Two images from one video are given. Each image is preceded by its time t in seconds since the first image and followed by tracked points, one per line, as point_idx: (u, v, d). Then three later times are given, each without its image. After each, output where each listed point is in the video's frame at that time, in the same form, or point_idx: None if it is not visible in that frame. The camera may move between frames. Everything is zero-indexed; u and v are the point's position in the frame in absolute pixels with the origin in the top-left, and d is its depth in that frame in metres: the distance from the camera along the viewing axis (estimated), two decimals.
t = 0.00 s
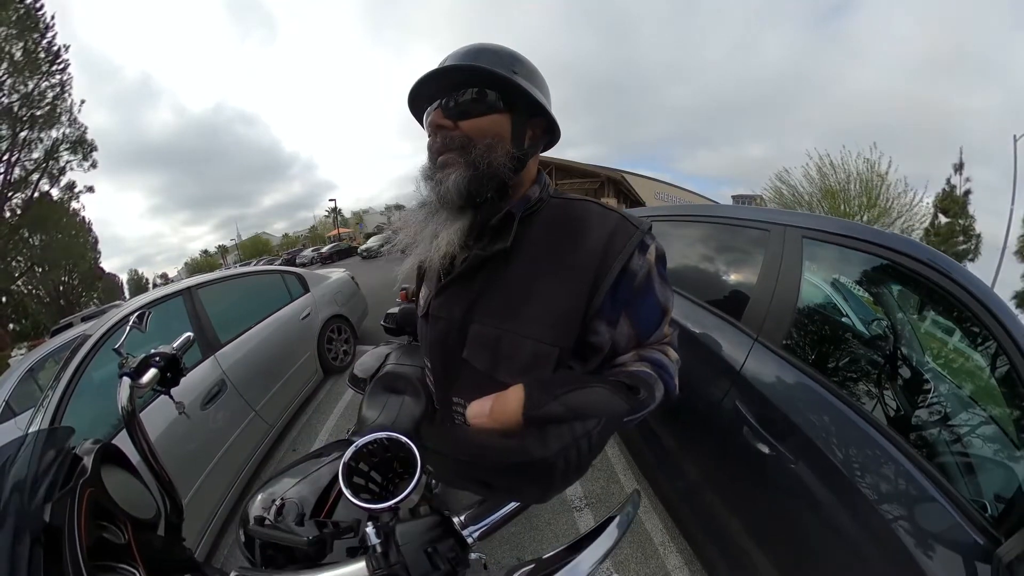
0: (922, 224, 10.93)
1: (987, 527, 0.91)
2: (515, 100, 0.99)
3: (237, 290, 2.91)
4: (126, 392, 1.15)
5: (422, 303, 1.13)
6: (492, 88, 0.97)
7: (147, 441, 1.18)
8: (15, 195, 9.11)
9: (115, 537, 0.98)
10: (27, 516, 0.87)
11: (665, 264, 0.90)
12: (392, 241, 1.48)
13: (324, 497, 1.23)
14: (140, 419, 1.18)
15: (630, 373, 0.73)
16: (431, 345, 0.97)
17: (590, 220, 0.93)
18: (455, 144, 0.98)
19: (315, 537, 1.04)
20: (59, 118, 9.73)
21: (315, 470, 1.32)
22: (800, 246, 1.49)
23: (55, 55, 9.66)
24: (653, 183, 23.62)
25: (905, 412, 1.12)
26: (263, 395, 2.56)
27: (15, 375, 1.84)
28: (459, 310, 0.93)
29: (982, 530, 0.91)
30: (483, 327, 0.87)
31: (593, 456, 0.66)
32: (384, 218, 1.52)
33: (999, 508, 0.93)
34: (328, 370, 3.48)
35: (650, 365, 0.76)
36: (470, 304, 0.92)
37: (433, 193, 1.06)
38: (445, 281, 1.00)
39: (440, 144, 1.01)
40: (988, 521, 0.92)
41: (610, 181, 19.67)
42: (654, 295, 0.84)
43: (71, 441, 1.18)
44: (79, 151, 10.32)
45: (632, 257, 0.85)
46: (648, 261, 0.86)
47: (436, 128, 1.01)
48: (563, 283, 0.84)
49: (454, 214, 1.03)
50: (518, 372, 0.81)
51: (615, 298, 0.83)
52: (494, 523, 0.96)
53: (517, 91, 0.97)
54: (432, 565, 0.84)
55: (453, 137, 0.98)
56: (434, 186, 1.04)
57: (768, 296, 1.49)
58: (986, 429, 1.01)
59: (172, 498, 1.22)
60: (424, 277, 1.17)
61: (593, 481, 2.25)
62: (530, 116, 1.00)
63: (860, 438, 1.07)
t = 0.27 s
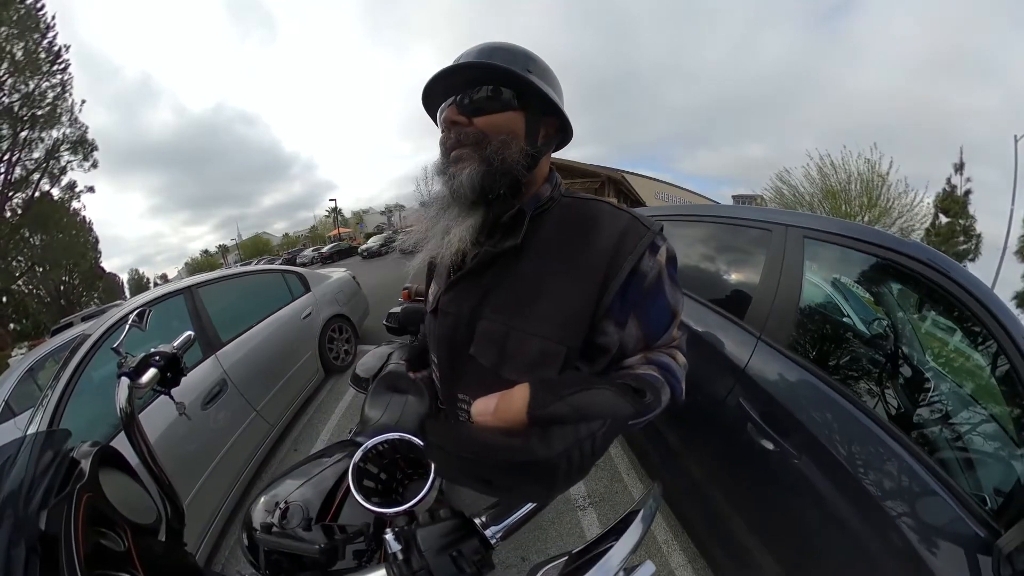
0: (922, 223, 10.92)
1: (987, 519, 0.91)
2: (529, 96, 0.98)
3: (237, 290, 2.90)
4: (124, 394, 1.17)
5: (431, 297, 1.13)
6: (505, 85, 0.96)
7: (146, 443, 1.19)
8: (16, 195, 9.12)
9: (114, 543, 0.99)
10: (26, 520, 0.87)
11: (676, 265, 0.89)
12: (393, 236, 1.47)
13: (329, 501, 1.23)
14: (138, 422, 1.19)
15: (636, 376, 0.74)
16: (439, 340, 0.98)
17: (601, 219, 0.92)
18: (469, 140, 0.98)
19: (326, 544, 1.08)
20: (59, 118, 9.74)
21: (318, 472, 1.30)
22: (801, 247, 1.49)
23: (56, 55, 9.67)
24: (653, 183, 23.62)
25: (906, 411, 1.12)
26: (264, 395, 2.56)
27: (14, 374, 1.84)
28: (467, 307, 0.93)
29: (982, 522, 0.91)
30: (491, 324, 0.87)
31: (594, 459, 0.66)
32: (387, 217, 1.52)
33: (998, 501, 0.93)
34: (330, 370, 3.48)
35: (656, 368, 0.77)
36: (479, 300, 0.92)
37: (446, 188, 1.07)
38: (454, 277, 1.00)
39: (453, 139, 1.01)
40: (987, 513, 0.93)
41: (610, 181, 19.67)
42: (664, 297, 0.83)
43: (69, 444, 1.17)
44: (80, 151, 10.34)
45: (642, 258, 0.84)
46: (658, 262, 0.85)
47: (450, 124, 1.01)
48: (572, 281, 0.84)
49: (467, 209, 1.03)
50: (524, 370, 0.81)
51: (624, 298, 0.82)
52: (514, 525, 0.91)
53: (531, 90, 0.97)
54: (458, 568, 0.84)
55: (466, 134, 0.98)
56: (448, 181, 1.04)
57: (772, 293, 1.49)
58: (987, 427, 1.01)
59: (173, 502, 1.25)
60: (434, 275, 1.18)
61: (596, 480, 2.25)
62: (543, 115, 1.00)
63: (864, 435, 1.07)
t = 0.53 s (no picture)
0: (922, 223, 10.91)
1: (986, 520, 0.92)
2: (533, 97, 1.00)
3: (236, 289, 2.90)
4: (125, 394, 1.17)
5: (428, 299, 1.13)
6: (509, 86, 0.97)
7: (147, 442, 1.19)
8: (16, 195, 9.12)
9: (115, 542, 0.99)
10: (27, 519, 0.87)
11: (672, 268, 0.89)
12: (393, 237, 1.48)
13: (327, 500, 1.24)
14: (139, 420, 1.19)
15: (632, 377, 0.74)
16: (436, 341, 0.98)
17: (597, 221, 0.92)
18: (473, 139, 0.98)
19: (324, 542, 1.06)
20: (59, 118, 9.75)
21: (316, 472, 1.32)
22: (801, 247, 1.48)
23: (56, 56, 9.67)
24: (653, 183, 23.63)
25: (906, 411, 1.12)
26: (264, 395, 2.56)
27: (15, 375, 1.84)
28: (464, 308, 0.93)
29: (982, 524, 0.91)
30: (487, 325, 0.87)
31: (592, 459, 0.67)
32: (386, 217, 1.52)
33: (998, 503, 0.93)
34: (330, 370, 3.49)
35: (652, 369, 0.77)
36: (475, 302, 0.92)
37: (446, 182, 1.07)
38: (450, 278, 1.01)
39: (456, 136, 1.00)
40: (988, 516, 0.93)
41: (610, 181, 19.67)
42: (659, 299, 0.84)
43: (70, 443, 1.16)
44: (80, 152, 10.34)
45: (638, 260, 0.84)
46: (654, 265, 0.85)
47: (451, 122, 1.01)
48: (568, 283, 0.84)
49: (467, 206, 1.03)
50: (519, 371, 0.81)
51: (620, 300, 0.82)
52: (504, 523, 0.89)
53: (537, 92, 0.99)
54: (450, 566, 0.81)
55: (469, 132, 0.98)
56: (450, 175, 1.04)
57: (772, 293, 1.49)
58: (987, 428, 1.01)
59: (173, 501, 1.24)
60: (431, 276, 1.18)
61: (595, 480, 2.25)
62: (546, 117, 1.01)
63: (863, 437, 1.07)
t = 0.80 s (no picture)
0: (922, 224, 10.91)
1: (985, 523, 0.92)
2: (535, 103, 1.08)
3: (236, 288, 2.91)
4: (129, 388, 1.17)
5: (419, 298, 1.12)
6: (517, 88, 1.03)
7: (152, 438, 1.19)
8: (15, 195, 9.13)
9: (117, 531, 1.00)
10: (32, 508, 0.88)
11: (659, 266, 0.89)
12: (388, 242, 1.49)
13: (324, 494, 1.27)
14: (143, 415, 1.20)
15: (623, 372, 0.74)
16: (429, 340, 0.98)
17: (585, 220, 0.93)
18: (497, 140, 1.01)
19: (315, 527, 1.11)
20: (59, 118, 9.75)
21: (314, 467, 1.35)
22: (798, 247, 1.49)
23: (56, 56, 9.68)
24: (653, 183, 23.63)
25: (906, 412, 1.13)
26: (263, 394, 2.56)
27: (15, 375, 1.84)
28: (455, 307, 0.93)
29: (981, 526, 0.91)
30: (478, 322, 0.87)
31: (586, 455, 0.67)
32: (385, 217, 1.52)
33: (998, 506, 0.93)
34: (329, 369, 3.49)
35: (642, 365, 0.77)
36: (466, 299, 0.92)
37: (456, 182, 1.05)
38: (442, 278, 1.01)
39: (473, 134, 1.01)
40: (987, 519, 0.92)
41: (610, 181, 19.68)
42: (647, 296, 0.84)
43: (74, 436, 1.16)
44: (80, 152, 10.35)
45: (625, 258, 0.85)
46: (641, 262, 0.86)
47: (470, 118, 1.01)
48: (557, 279, 0.84)
49: (478, 205, 1.03)
50: (510, 368, 0.80)
51: (607, 297, 0.83)
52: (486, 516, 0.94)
53: (547, 106, 1.10)
54: (429, 554, 0.86)
55: (491, 132, 1.00)
56: (462, 175, 1.03)
57: (768, 290, 1.51)
58: (987, 428, 1.01)
59: (173, 494, 1.26)
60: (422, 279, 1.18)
61: (592, 479, 2.25)
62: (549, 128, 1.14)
63: (861, 438, 1.08)
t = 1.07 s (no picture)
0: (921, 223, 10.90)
1: (985, 527, 0.91)
2: (535, 102, 1.08)
3: (236, 288, 2.91)
4: (129, 388, 1.18)
5: (416, 298, 1.11)
6: (515, 87, 1.05)
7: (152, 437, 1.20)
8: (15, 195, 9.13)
9: (117, 526, 0.99)
10: (33, 503, 0.89)
11: (655, 266, 0.89)
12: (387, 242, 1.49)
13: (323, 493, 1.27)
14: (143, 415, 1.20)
15: (619, 371, 0.74)
16: (425, 339, 0.98)
17: (581, 220, 0.93)
18: (504, 140, 1.02)
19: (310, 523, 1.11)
20: (59, 118, 9.75)
21: (313, 466, 1.35)
22: (798, 245, 1.50)
23: (56, 56, 9.68)
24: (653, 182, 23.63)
25: (905, 412, 1.13)
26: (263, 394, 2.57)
27: (15, 375, 1.84)
28: (451, 307, 0.93)
29: (982, 530, 0.90)
30: (475, 321, 0.88)
31: (583, 453, 0.67)
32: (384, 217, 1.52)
33: (999, 509, 0.93)
34: (329, 369, 3.49)
35: (638, 364, 0.76)
36: (463, 300, 0.93)
37: (458, 181, 1.04)
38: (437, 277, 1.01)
39: (478, 134, 1.02)
40: (988, 522, 0.92)
41: (610, 181, 19.67)
42: (642, 295, 0.84)
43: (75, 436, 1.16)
44: (80, 152, 10.34)
45: (621, 257, 0.85)
46: (636, 262, 0.86)
47: (476, 118, 1.02)
48: (553, 279, 0.84)
49: (482, 205, 1.02)
50: (506, 367, 0.81)
51: (602, 297, 0.83)
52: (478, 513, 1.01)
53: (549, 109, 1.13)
54: (417, 551, 0.80)
55: (496, 132, 1.02)
56: (465, 174, 1.02)
57: (768, 289, 1.51)
58: (987, 429, 1.01)
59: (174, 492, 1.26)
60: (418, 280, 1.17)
61: (591, 479, 2.25)
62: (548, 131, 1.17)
63: (860, 439, 1.08)
